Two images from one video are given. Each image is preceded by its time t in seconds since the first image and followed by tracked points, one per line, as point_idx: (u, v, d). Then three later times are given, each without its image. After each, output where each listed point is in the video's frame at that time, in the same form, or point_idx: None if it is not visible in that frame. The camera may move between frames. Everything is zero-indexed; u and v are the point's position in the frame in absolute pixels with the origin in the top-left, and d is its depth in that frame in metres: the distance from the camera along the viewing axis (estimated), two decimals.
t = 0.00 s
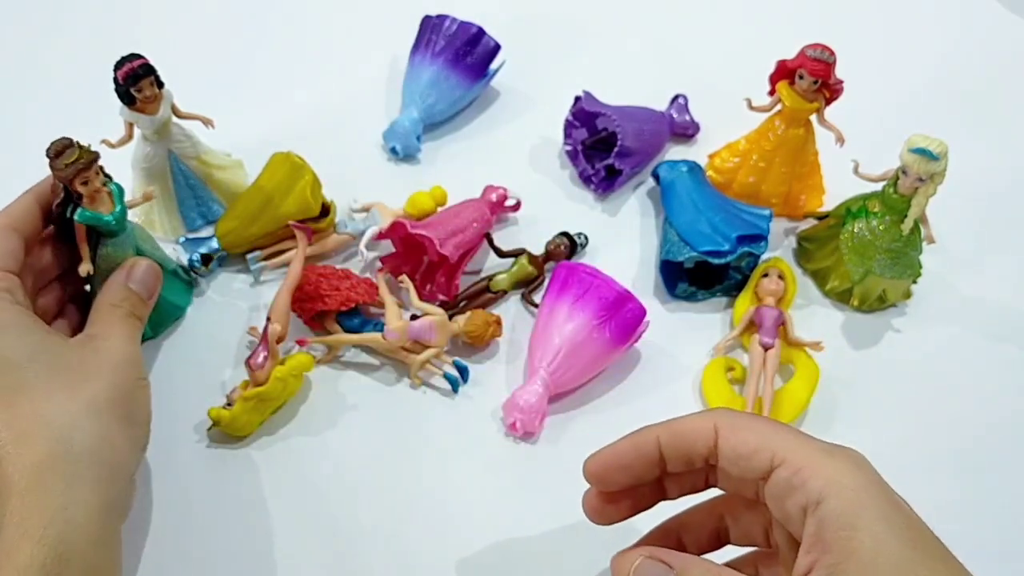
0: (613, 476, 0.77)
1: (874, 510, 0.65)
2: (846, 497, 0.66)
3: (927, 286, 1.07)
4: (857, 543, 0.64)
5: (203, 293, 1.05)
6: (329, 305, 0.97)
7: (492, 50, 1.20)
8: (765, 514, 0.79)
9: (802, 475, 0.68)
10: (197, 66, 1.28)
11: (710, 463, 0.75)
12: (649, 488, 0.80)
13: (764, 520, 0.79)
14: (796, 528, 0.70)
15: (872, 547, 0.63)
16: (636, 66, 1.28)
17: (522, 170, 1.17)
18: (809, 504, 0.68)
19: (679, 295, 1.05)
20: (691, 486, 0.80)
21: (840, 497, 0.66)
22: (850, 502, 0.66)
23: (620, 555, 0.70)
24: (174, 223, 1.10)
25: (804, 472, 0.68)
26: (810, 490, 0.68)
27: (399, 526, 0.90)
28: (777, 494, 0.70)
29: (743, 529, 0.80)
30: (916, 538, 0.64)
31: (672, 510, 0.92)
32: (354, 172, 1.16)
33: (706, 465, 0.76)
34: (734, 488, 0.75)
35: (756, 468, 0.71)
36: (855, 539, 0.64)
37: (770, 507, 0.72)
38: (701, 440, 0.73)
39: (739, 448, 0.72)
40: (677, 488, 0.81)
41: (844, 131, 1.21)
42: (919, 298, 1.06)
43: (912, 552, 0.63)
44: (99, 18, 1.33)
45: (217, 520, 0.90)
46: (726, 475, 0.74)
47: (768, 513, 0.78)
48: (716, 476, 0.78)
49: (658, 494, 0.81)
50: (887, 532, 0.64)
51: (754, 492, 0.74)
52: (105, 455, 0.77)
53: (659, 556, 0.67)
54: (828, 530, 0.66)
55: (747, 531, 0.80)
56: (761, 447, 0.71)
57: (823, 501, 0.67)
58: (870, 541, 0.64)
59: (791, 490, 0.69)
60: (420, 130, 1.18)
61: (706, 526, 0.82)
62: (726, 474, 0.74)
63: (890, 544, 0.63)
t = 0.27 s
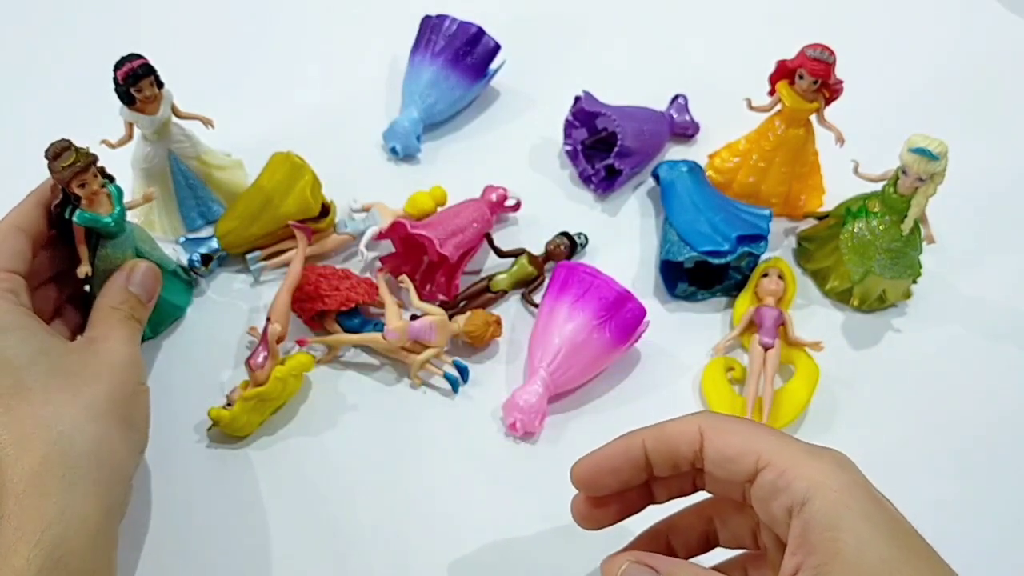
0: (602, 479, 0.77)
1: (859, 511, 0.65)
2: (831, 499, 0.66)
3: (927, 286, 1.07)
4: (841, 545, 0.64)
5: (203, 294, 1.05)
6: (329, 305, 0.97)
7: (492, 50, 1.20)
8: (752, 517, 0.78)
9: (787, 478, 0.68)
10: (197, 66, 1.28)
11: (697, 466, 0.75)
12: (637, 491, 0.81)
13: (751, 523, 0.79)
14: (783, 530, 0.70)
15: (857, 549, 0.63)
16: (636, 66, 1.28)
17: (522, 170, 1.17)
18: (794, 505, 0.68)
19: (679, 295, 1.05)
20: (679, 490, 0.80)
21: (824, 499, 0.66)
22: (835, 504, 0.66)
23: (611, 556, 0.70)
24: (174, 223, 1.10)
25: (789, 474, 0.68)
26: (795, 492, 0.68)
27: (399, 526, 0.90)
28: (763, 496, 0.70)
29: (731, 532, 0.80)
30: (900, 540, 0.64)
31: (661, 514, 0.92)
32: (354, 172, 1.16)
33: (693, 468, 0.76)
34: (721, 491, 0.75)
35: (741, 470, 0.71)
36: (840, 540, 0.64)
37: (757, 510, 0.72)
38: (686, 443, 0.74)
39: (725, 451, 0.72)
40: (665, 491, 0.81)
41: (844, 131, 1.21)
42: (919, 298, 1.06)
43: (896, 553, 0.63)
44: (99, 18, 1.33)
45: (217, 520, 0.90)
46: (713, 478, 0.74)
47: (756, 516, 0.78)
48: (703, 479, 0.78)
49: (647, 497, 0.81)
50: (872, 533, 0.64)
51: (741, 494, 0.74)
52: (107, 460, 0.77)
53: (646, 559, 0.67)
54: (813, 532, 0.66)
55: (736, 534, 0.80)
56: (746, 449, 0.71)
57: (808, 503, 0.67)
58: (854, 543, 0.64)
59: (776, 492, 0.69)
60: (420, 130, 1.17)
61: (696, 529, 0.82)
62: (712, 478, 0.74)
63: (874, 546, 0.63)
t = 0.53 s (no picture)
0: (608, 485, 0.77)
1: (860, 517, 0.65)
2: (832, 504, 0.66)
3: (927, 286, 1.07)
4: (843, 551, 0.64)
5: (203, 294, 1.05)
6: (329, 305, 0.97)
7: (492, 50, 1.20)
8: (757, 522, 0.79)
9: (789, 483, 0.68)
10: (197, 66, 1.28)
11: (701, 472, 0.75)
12: (642, 496, 0.81)
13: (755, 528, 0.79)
14: (785, 534, 0.70)
15: (858, 556, 0.64)
16: (636, 66, 1.28)
17: (522, 170, 1.17)
18: (795, 510, 0.68)
19: (679, 295, 1.05)
20: (683, 495, 0.80)
21: (826, 504, 0.66)
22: (836, 509, 0.66)
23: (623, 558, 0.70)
24: (174, 223, 1.10)
25: (791, 479, 0.68)
26: (796, 497, 0.68)
27: (399, 526, 0.90)
28: (765, 500, 0.70)
29: (735, 537, 0.81)
30: (901, 546, 0.64)
31: (667, 519, 0.91)
32: (354, 172, 1.16)
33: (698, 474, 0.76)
34: (726, 496, 0.75)
35: (744, 474, 0.71)
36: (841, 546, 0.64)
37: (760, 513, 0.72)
38: (690, 449, 0.74)
39: (727, 456, 0.72)
40: (670, 497, 0.81)
41: (844, 131, 1.21)
42: (919, 298, 1.06)
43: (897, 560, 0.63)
44: (99, 18, 1.33)
45: (217, 520, 0.90)
46: (717, 484, 0.74)
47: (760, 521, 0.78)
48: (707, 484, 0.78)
49: (652, 503, 0.81)
50: (873, 539, 0.64)
51: (745, 500, 0.74)
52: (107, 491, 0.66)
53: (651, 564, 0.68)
54: (815, 537, 0.66)
55: (740, 538, 0.80)
56: (748, 455, 0.71)
57: (809, 508, 0.67)
58: (855, 549, 0.64)
59: (777, 496, 0.69)
60: (420, 130, 1.18)
61: (700, 534, 0.82)
62: (717, 484, 0.74)
63: (875, 552, 0.63)
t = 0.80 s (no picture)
0: (608, 491, 0.78)
1: (857, 521, 0.66)
2: (828, 507, 0.66)
3: (927, 286, 1.07)
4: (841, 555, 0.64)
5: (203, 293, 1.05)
6: (329, 305, 0.97)
7: (492, 50, 1.20)
8: (755, 527, 0.79)
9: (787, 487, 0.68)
10: (197, 66, 1.28)
11: (698, 476, 0.75)
12: (641, 500, 0.81)
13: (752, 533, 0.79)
14: (782, 538, 0.70)
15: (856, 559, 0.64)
16: (636, 66, 1.28)
17: (522, 170, 1.17)
18: (792, 514, 0.68)
19: (679, 295, 1.05)
20: (682, 499, 0.81)
21: (823, 507, 0.66)
22: (831, 511, 0.66)
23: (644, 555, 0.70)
24: (174, 223, 1.10)
25: (788, 482, 0.68)
26: (793, 501, 0.68)
27: (399, 527, 0.90)
28: (761, 504, 0.70)
29: (733, 542, 0.80)
30: (897, 546, 0.65)
31: (666, 523, 0.91)
32: (354, 172, 1.16)
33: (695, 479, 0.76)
34: (723, 501, 0.75)
35: (739, 479, 0.71)
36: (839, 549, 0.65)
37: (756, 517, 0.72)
38: (687, 454, 0.73)
39: (724, 461, 0.71)
40: (669, 501, 0.81)
41: (844, 131, 1.21)
42: (920, 298, 1.06)
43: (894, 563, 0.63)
44: (99, 18, 1.33)
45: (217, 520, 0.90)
46: (714, 488, 0.74)
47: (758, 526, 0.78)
48: (705, 489, 0.78)
49: (650, 507, 0.81)
50: (869, 540, 0.64)
51: (742, 504, 0.74)
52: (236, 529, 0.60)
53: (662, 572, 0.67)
54: (812, 540, 0.66)
55: (737, 543, 0.80)
56: (744, 459, 0.71)
57: (806, 511, 0.67)
58: (854, 553, 0.64)
59: (773, 499, 0.69)
60: (420, 130, 1.17)
61: (699, 538, 0.82)
62: (714, 488, 0.74)
63: (872, 554, 0.64)
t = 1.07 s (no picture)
0: (621, 493, 0.77)
1: (874, 522, 0.65)
2: (843, 508, 0.66)
3: (927, 287, 1.07)
4: (858, 556, 0.64)
5: (203, 293, 1.06)
6: (329, 305, 0.97)
7: (492, 50, 1.20)
8: (769, 528, 0.79)
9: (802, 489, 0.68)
10: (197, 66, 1.28)
11: (712, 476, 0.75)
12: (653, 501, 0.81)
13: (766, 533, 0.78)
14: (797, 540, 0.70)
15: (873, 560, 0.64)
16: (636, 66, 1.28)
17: (522, 170, 1.17)
18: (809, 516, 0.68)
19: (679, 295, 1.05)
20: (695, 499, 0.80)
21: (838, 509, 0.66)
22: (846, 513, 0.66)
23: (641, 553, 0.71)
24: (174, 223, 1.10)
25: (802, 484, 0.68)
26: (807, 504, 0.68)
27: (399, 527, 0.90)
28: (776, 505, 0.70)
29: (747, 542, 0.80)
30: (912, 549, 0.65)
31: (677, 524, 0.91)
32: (354, 172, 1.16)
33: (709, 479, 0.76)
34: (738, 501, 0.75)
35: (755, 480, 0.71)
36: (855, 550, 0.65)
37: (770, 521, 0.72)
38: (702, 455, 0.73)
39: (740, 461, 0.71)
40: (681, 501, 0.81)
41: (844, 131, 1.20)
42: (919, 298, 1.06)
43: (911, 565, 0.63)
44: (99, 18, 1.33)
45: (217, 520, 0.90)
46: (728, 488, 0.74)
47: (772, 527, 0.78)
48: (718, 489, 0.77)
49: (663, 507, 0.81)
50: (886, 541, 0.64)
51: (757, 505, 0.74)
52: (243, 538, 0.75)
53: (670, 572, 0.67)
54: (828, 542, 0.66)
55: (751, 544, 0.80)
56: (759, 461, 0.71)
57: (821, 513, 0.67)
58: (871, 555, 0.64)
59: (788, 502, 0.69)
60: (420, 130, 1.17)
61: (711, 538, 0.82)
62: (728, 488, 0.74)
63: (888, 556, 0.64)
